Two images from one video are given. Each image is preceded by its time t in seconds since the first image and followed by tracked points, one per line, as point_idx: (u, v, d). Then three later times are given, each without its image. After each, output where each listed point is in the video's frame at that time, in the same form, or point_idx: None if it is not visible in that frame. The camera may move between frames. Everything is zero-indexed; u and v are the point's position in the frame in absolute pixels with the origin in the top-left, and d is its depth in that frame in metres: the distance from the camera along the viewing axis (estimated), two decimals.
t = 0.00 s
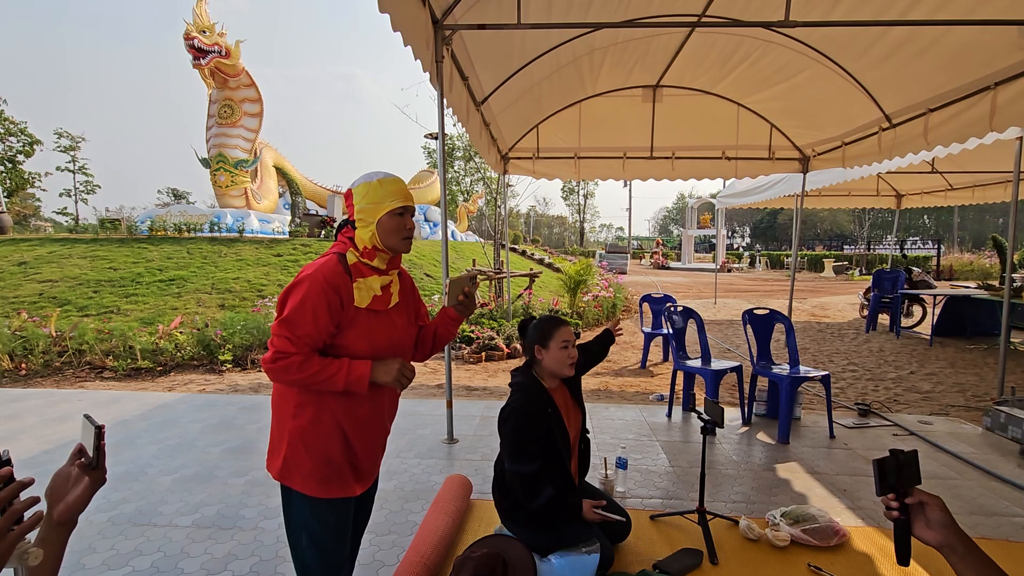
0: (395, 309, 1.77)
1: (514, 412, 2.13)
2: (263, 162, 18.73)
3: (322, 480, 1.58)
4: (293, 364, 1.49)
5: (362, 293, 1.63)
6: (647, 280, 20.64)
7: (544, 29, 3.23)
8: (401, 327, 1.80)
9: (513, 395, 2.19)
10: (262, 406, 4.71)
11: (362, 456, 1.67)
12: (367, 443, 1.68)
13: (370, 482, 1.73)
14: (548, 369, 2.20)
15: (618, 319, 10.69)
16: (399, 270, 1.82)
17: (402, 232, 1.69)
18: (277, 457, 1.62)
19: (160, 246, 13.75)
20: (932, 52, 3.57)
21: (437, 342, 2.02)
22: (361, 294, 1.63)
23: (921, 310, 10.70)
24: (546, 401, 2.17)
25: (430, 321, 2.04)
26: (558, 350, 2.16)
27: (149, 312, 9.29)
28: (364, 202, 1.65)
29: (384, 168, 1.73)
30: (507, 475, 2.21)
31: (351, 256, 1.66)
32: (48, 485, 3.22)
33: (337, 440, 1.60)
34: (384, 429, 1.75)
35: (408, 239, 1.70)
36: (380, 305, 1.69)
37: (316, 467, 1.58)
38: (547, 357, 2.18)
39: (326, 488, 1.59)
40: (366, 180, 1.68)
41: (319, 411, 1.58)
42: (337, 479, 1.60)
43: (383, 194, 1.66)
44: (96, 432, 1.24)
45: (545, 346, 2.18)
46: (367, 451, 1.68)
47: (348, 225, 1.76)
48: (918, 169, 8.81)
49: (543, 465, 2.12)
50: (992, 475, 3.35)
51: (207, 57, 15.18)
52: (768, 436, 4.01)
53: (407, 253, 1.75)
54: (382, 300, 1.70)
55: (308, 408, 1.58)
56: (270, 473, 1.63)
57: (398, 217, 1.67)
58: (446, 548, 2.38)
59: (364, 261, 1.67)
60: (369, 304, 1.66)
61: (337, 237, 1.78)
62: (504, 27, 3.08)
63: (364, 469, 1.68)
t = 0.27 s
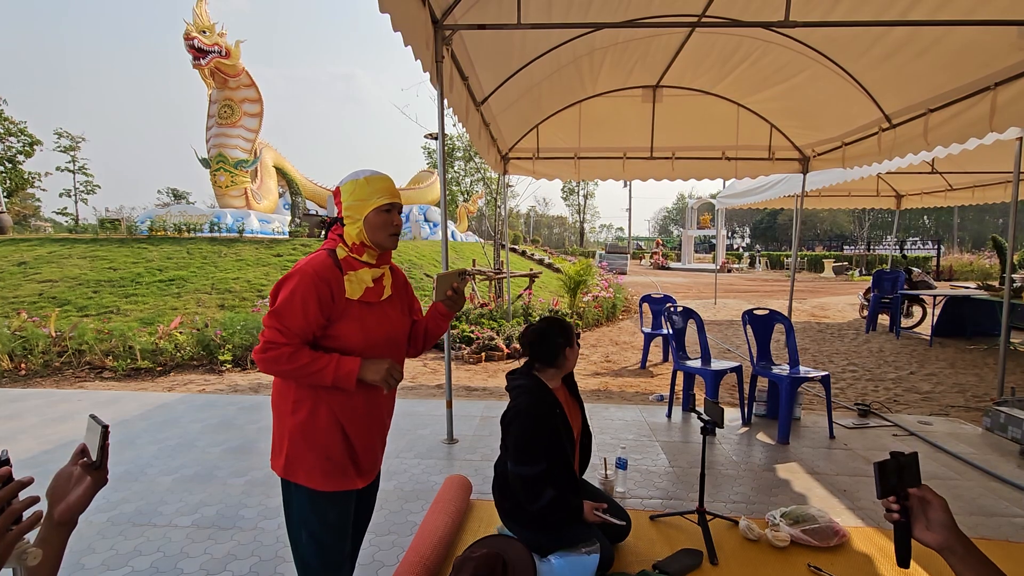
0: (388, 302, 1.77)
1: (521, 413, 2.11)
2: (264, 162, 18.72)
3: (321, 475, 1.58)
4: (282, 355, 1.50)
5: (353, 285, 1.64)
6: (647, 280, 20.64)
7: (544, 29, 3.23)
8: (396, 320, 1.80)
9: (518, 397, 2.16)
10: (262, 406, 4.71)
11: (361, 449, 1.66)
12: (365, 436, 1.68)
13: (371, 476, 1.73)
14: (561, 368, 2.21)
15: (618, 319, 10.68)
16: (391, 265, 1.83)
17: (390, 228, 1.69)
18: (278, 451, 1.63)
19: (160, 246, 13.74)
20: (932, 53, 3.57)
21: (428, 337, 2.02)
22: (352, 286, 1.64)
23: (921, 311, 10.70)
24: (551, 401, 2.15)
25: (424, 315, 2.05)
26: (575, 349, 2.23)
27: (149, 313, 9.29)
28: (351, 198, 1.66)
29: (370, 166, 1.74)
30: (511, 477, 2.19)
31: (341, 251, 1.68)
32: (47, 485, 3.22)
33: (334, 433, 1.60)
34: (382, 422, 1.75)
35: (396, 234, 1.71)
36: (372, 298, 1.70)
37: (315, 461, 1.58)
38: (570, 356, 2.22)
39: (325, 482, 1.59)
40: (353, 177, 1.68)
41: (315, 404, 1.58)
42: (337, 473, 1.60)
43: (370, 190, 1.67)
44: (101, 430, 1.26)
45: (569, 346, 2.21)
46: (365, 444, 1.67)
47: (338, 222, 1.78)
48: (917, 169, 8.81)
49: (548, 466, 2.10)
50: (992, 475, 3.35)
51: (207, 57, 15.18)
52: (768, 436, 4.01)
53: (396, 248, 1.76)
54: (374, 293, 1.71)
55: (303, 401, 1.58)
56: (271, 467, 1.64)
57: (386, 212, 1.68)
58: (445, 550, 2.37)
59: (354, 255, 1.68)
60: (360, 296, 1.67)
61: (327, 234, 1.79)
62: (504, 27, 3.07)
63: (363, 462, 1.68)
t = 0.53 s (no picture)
0: (383, 300, 1.77)
1: (523, 413, 2.10)
2: (264, 162, 18.72)
3: (322, 473, 1.59)
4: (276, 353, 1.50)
5: (348, 283, 1.64)
6: (647, 281, 20.64)
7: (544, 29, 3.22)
8: (392, 317, 1.79)
9: (520, 398, 2.15)
10: (262, 406, 4.71)
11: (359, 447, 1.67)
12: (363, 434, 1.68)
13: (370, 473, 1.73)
14: (561, 370, 2.23)
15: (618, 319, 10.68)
16: (386, 263, 1.83)
17: (383, 227, 1.69)
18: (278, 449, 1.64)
19: (160, 246, 13.74)
20: (933, 53, 3.57)
21: (423, 335, 2.01)
22: (347, 284, 1.63)
23: (921, 312, 10.69)
24: (552, 400, 2.15)
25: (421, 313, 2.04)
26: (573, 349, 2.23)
27: (149, 313, 9.28)
28: (344, 198, 1.66)
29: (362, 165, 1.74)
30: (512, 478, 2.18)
31: (336, 250, 1.68)
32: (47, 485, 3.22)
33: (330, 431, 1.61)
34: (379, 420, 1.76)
35: (390, 232, 1.71)
36: (368, 296, 1.69)
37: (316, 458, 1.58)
38: (566, 357, 2.22)
39: (327, 479, 1.59)
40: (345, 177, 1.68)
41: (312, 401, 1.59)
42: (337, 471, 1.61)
43: (362, 189, 1.67)
44: (100, 430, 1.26)
45: (564, 348, 2.21)
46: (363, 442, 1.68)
47: (333, 222, 1.78)
48: (918, 170, 8.80)
49: (550, 467, 2.10)
50: (993, 476, 3.35)
51: (207, 57, 15.18)
52: (768, 436, 4.01)
53: (391, 246, 1.76)
54: (370, 290, 1.70)
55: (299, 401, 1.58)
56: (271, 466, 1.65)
57: (378, 211, 1.68)
58: (444, 550, 2.37)
59: (349, 254, 1.68)
60: (356, 294, 1.66)
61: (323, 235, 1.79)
62: (505, 26, 3.06)
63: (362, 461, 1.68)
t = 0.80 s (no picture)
0: (385, 299, 1.77)
1: (520, 410, 2.12)
2: (264, 163, 18.72)
3: (320, 475, 1.59)
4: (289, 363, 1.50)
5: (349, 281, 1.64)
6: (647, 281, 20.65)
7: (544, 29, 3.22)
8: (393, 317, 1.80)
9: (517, 393, 2.18)
10: (262, 406, 4.70)
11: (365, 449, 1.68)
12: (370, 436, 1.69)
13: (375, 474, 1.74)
14: (546, 369, 2.21)
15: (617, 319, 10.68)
16: (387, 263, 1.83)
17: (385, 226, 1.69)
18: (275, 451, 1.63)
19: (160, 247, 13.74)
20: (933, 54, 3.57)
21: (426, 336, 2.00)
22: (348, 283, 1.63)
23: (921, 312, 10.70)
24: (550, 399, 2.17)
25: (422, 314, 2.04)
26: (555, 349, 2.18)
27: (149, 313, 9.28)
28: (346, 198, 1.67)
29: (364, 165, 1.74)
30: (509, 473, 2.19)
31: (337, 249, 1.68)
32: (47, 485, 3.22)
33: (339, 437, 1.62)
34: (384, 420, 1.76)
35: (391, 232, 1.71)
36: (369, 295, 1.70)
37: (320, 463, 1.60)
38: (558, 356, 2.18)
39: (329, 484, 1.60)
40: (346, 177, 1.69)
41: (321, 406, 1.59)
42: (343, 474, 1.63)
43: (362, 189, 1.67)
44: (98, 432, 1.24)
45: (542, 345, 2.20)
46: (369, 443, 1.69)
47: (334, 222, 1.78)
48: (918, 170, 8.81)
49: (547, 462, 2.11)
50: (992, 476, 3.35)
51: (207, 57, 15.17)
52: (768, 437, 4.01)
53: (392, 247, 1.76)
54: (371, 290, 1.70)
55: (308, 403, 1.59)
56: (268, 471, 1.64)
57: (380, 211, 1.68)
58: (444, 551, 2.37)
59: (350, 253, 1.68)
60: (358, 293, 1.67)
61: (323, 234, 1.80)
62: (505, 27, 3.05)
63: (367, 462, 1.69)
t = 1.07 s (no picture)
0: (393, 304, 1.78)
1: (519, 406, 2.12)
2: (263, 163, 18.72)
3: (319, 481, 1.59)
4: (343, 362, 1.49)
5: (361, 285, 1.65)
6: (646, 281, 20.67)
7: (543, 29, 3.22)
8: (399, 322, 1.80)
9: (515, 388, 2.18)
10: (261, 407, 4.70)
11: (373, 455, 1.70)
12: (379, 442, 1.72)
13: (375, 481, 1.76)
14: (542, 366, 2.21)
15: (617, 319, 10.69)
16: (395, 267, 1.83)
17: (395, 231, 1.69)
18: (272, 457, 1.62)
19: (159, 247, 13.74)
20: (932, 53, 3.57)
21: (434, 338, 2.01)
22: (360, 287, 1.64)
23: (920, 312, 10.71)
24: (546, 394, 2.17)
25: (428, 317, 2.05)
26: (551, 346, 2.18)
27: (148, 314, 9.28)
28: (357, 200, 1.66)
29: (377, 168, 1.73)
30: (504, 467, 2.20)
31: (347, 252, 1.68)
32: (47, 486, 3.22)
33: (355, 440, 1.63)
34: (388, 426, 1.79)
35: (401, 237, 1.70)
36: (378, 299, 1.70)
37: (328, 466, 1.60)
38: (557, 354, 2.18)
39: (332, 489, 1.61)
40: (359, 179, 1.68)
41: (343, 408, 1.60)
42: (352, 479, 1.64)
43: (373, 192, 1.66)
44: (95, 433, 1.23)
45: (539, 343, 2.20)
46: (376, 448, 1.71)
47: (344, 223, 1.78)
48: (917, 170, 8.81)
49: (541, 456, 2.11)
50: (991, 475, 3.36)
51: (206, 58, 15.16)
52: (767, 436, 4.02)
53: (401, 252, 1.75)
54: (381, 295, 1.71)
55: (329, 408, 1.59)
56: (265, 478, 1.62)
57: (391, 215, 1.67)
58: (444, 552, 2.37)
59: (361, 256, 1.68)
60: (369, 297, 1.67)
61: (333, 235, 1.80)
62: (505, 27, 3.05)
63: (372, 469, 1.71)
